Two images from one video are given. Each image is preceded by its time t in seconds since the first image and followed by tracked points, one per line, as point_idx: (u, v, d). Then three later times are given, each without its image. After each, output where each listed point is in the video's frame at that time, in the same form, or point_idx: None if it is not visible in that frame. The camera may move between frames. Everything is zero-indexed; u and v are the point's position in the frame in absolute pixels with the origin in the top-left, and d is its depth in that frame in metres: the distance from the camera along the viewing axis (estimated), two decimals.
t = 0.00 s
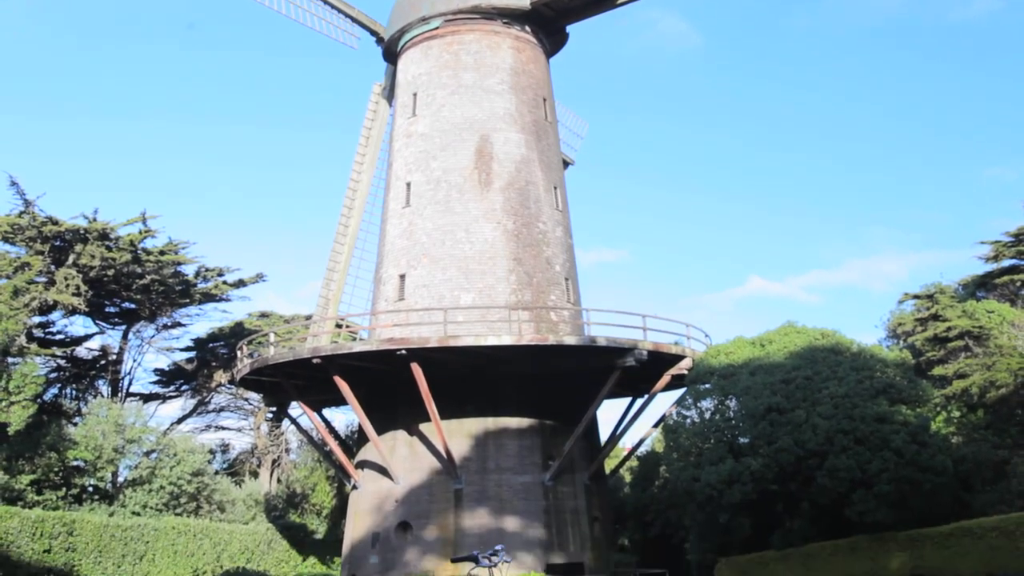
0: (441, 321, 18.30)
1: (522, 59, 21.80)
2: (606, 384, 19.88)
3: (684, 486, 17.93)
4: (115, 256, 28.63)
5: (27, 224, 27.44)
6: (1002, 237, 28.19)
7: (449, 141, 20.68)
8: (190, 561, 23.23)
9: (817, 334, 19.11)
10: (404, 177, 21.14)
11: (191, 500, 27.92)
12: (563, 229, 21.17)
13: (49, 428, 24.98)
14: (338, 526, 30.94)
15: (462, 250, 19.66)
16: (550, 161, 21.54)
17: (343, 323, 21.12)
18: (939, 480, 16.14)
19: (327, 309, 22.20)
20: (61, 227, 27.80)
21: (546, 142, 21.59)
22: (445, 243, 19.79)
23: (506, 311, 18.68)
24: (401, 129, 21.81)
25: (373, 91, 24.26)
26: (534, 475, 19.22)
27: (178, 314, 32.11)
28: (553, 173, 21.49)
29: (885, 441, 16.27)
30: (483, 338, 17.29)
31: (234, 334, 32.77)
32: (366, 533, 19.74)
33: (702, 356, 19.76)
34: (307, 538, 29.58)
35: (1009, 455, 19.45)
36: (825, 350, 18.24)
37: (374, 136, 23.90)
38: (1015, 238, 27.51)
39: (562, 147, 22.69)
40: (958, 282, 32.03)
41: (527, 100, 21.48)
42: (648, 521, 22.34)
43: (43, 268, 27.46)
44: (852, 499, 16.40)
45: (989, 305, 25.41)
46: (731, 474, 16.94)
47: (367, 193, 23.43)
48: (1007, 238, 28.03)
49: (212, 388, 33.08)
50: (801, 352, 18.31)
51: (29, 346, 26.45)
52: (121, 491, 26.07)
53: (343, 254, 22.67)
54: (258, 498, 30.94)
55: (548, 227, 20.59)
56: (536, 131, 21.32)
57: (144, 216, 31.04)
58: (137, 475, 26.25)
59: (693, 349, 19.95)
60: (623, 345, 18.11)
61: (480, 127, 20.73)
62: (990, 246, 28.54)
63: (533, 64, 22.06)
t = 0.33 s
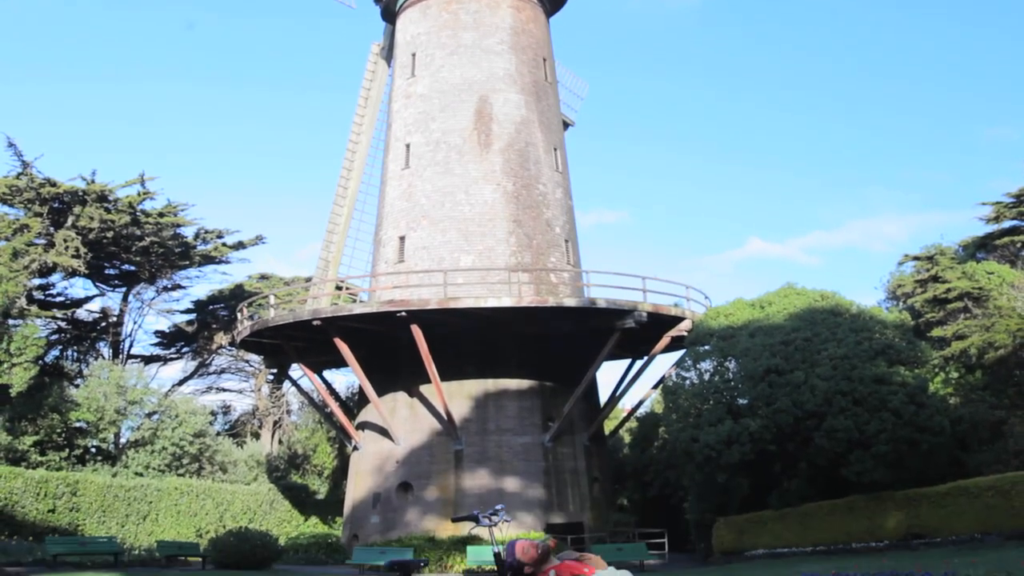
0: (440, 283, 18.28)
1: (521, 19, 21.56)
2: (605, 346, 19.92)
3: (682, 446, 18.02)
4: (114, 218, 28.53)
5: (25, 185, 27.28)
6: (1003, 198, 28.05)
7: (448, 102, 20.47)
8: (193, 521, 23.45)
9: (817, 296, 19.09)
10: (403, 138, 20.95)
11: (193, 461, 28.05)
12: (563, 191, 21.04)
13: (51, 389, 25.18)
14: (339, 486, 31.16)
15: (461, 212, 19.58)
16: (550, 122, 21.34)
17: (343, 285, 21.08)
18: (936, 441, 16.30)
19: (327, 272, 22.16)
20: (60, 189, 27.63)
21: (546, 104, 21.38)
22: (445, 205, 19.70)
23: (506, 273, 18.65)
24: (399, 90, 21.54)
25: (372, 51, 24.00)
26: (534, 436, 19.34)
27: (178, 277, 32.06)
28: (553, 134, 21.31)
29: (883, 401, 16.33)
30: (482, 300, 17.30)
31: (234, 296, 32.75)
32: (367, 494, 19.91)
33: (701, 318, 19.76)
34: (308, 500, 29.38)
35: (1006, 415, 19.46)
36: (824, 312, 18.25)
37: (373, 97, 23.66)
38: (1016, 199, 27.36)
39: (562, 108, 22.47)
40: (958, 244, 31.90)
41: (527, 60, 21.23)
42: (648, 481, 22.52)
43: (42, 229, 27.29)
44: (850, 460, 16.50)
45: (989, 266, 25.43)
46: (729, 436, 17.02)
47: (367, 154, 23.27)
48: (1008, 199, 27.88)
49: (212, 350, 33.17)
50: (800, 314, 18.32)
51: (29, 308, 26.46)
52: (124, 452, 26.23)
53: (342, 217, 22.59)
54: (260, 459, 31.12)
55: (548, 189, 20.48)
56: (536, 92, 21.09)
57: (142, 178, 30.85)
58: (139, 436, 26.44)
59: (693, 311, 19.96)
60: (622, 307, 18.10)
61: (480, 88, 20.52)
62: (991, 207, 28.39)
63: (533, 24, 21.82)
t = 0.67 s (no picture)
0: (440, 251, 18.23)
1: None
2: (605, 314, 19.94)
3: (682, 414, 18.08)
4: (113, 186, 28.39)
5: (23, 154, 27.08)
6: (1005, 166, 27.88)
7: (448, 69, 20.28)
8: (195, 488, 23.59)
9: (817, 264, 19.03)
10: (402, 106, 20.78)
11: (195, 429, 28.19)
12: (563, 159, 20.91)
13: (52, 358, 25.22)
14: (340, 453, 31.36)
15: (461, 180, 19.49)
16: (550, 89, 21.16)
17: (343, 254, 21.03)
18: (934, 408, 16.37)
19: (327, 240, 22.09)
20: (58, 157, 27.45)
21: (546, 71, 21.18)
22: (444, 173, 19.60)
23: (506, 241, 18.60)
24: (398, 57, 21.32)
25: (371, 18, 23.74)
26: (534, 403, 19.41)
27: (178, 246, 31.98)
28: (553, 102, 21.13)
29: (883, 369, 16.36)
30: (482, 269, 17.28)
31: (234, 265, 32.69)
32: (368, 462, 20.02)
33: (701, 287, 19.73)
34: (310, 467, 30.03)
35: (1004, 382, 19.49)
36: (823, 280, 18.21)
37: (372, 64, 23.43)
38: (1018, 166, 27.21)
39: (562, 76, 22.27)
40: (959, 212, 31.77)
41: (527, 27, 21.01)
42: (647, 449, 22.62)
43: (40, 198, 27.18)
44: (848, 427, 16.61)
45: (989, 235, 25.34)
46: (729, 403, 17.09)
47: (366, 122, 23.09)
48: (1009, 167, 27.72)
49: (212, 319, 33.19)
50: (800, 282, 18.29)
51: (29, 276, 26.41)
52: (125, 420, 26.27)
53: (342, 185, 22.48)
54: (261, 427, 31.13)
55: (548, 156, 20.36)
56: (536, 59, 20.88)
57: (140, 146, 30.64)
58: (141, 404, 26.52)
59: (693, 280, 19.95)
60: (622, 276, 18.07)
61: (479, 55, 20.32)
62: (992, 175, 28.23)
63: None
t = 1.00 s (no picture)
0: (440, 218, 18.17)
1: None
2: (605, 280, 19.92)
3: (681, 380, 18.14)
4: (111, 153, 28.26)
5: (20, 119, 26.88)
6: (1007, 131, 27.69)
7: (447, 34, 20.07)
8: (197, 454, 23.73)
9: (818, 230, 18.95)
10: (401, 71, 20.59)
11: (196, 395, 28.30)
12: (563, 125, 20.75)
13: (53, 325, 25.25)
14: (340, 420, 31.55)
15: (461, 146, 19.38)
16: (550, 54, 20.94)
17: (343, 220, 20.96)
18: (933, 373, 16.42)
19: (326, 207, 22.00)
20: (55, 123, 27.26)
21: (546, 36, 20.96)
22: (444, 139, 19.48)
23: (506, 208, 18.53)
24: (397, 22, 21.07)
25: None
26: (534, 370, 19.47)
27: (177, 212, 31.88)
28: (553, 68, 20.93)
29: (882, 335, 16.39)
30: (483, 235, 17.25)
31: (234, 232, 32.61)
32: (368, 428, 20.13)
33: (701, 253, 19.67)
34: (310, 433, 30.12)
35: (1003, 348, 19.53)
36: (823, 247, 18.16)
37: (370, 29, 23.18)
38: (1020, 132, 27.04)
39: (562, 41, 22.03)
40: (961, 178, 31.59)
41: None
42: (647, 415, 22.73)
43: (38, 164, 27.03)
44: (847, 393, 16.69)
45: (991, 201, 25.24)
46: (729, 369, 17.17)
47: (365, 87, 22.89)
48: (1012, 132, 27.53)
49: (213, 286, 33.18)
50: (800, 248, 18.25)
51: (29, 243, 26.35)
52: (126, 387, 26.35)
53: (342, 151, 22.35)
54: (262, 394, 31.20)
55: (548, 122, 20.20)
56: (536, 24, 20.66)
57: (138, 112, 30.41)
58: (142, 370, 26.61)
59: (693, 247, 19.90)
60: (623, 243, 18.03)
61: (478, 20, 20.10)
62: (995, 140, 28.04)
63: None
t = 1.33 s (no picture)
0: (440, 188, 18.10)
1: None
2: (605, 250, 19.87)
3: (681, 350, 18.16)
4: (109, 122, 28.10)
5: (17, 89, 26.68)
6: (1010, 99, 27.48)
7: (447, 3, 19.89)
8: (198, 424, 23.83)
9: (818, 200, 18.86)
10: (400, 40, 20.41)
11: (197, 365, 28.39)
12: (563, 94, 20.58)
13: (53, 295, 25.23)
14: (341, 389, 31.63)
15: (460, 115, 19.25)
16: (550, 23, 20.74)
17: (343, 190, 20.87)
18: (932, 343, 16.44)
19: (326, 177, 21.90)
20: (53, 92, 27.07)
21: (546, 4, 20.74)
22: (444, 109, 19.35)
23: (506, 178, 18.44)
24: None
25: None
26: (534, 339, 19.51)
27: (175, 182, 31.75)
28: (553, 36, 20.73)
29: (882, 305, 16.39)
30: (482, 205, 17.20)
31: (233, 202, 32.49)
32: (369, 397, 20.21)
33: (702, 223, 19.60)
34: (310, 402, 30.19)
35: (1003, 317, 19.53)
36: (824, 216, 18.09)
37: None
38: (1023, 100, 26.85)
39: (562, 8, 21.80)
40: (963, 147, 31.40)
41: None
42: (647, 384, 22.80)
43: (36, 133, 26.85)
44: (846, 362, 16.73)
45: (992, 170, 25.12)
46: (728, 338, 17.20)
47: (364, 56, 22.69)
48: (1015, 100, 27.33)
49: (212, 256, 33.13)
50: (800, 218, 18.19)
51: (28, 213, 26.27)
52: (127, 356, 26.42)
53: (341, 120, 22.21)
54: (263, 363, 31.31)
55: (548, 91, 20.04)
56: None
57: (136, 81, 30.20)
58: (143, 340, 26.64)
59: (693, 216, 19.83)
60: (623, 212, 17.97)
61: None
62: (998, 109, 27.83)
63: None
